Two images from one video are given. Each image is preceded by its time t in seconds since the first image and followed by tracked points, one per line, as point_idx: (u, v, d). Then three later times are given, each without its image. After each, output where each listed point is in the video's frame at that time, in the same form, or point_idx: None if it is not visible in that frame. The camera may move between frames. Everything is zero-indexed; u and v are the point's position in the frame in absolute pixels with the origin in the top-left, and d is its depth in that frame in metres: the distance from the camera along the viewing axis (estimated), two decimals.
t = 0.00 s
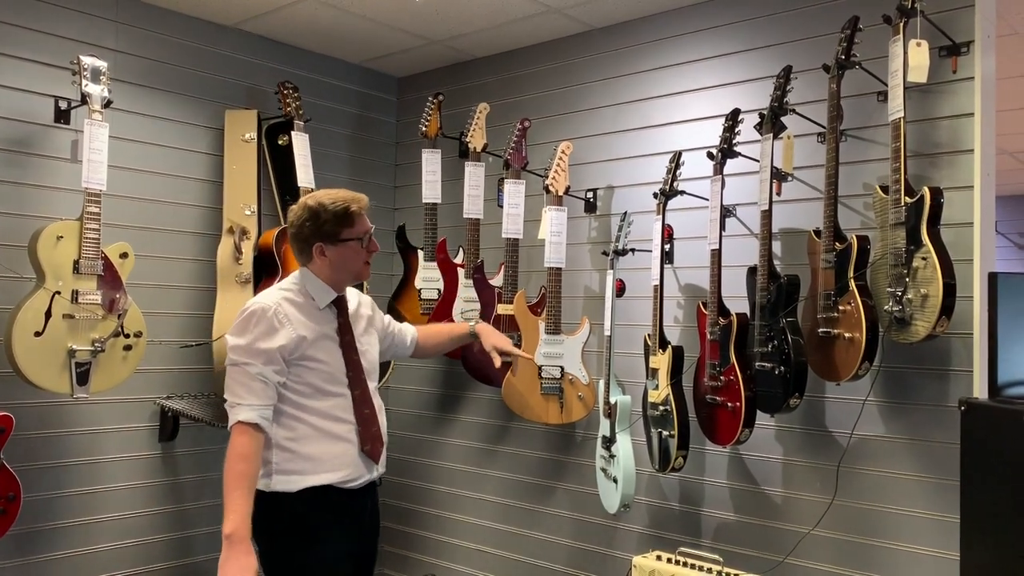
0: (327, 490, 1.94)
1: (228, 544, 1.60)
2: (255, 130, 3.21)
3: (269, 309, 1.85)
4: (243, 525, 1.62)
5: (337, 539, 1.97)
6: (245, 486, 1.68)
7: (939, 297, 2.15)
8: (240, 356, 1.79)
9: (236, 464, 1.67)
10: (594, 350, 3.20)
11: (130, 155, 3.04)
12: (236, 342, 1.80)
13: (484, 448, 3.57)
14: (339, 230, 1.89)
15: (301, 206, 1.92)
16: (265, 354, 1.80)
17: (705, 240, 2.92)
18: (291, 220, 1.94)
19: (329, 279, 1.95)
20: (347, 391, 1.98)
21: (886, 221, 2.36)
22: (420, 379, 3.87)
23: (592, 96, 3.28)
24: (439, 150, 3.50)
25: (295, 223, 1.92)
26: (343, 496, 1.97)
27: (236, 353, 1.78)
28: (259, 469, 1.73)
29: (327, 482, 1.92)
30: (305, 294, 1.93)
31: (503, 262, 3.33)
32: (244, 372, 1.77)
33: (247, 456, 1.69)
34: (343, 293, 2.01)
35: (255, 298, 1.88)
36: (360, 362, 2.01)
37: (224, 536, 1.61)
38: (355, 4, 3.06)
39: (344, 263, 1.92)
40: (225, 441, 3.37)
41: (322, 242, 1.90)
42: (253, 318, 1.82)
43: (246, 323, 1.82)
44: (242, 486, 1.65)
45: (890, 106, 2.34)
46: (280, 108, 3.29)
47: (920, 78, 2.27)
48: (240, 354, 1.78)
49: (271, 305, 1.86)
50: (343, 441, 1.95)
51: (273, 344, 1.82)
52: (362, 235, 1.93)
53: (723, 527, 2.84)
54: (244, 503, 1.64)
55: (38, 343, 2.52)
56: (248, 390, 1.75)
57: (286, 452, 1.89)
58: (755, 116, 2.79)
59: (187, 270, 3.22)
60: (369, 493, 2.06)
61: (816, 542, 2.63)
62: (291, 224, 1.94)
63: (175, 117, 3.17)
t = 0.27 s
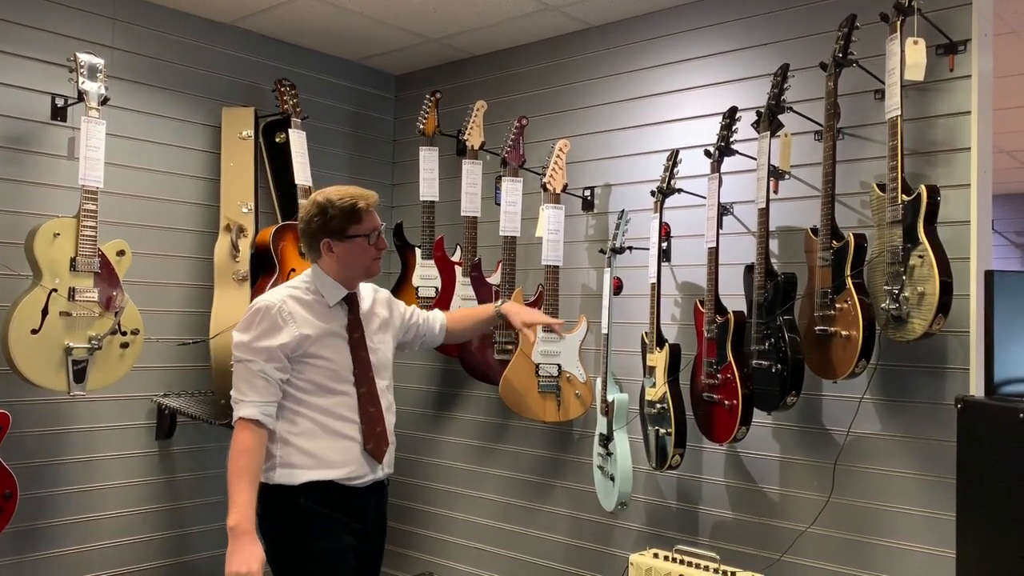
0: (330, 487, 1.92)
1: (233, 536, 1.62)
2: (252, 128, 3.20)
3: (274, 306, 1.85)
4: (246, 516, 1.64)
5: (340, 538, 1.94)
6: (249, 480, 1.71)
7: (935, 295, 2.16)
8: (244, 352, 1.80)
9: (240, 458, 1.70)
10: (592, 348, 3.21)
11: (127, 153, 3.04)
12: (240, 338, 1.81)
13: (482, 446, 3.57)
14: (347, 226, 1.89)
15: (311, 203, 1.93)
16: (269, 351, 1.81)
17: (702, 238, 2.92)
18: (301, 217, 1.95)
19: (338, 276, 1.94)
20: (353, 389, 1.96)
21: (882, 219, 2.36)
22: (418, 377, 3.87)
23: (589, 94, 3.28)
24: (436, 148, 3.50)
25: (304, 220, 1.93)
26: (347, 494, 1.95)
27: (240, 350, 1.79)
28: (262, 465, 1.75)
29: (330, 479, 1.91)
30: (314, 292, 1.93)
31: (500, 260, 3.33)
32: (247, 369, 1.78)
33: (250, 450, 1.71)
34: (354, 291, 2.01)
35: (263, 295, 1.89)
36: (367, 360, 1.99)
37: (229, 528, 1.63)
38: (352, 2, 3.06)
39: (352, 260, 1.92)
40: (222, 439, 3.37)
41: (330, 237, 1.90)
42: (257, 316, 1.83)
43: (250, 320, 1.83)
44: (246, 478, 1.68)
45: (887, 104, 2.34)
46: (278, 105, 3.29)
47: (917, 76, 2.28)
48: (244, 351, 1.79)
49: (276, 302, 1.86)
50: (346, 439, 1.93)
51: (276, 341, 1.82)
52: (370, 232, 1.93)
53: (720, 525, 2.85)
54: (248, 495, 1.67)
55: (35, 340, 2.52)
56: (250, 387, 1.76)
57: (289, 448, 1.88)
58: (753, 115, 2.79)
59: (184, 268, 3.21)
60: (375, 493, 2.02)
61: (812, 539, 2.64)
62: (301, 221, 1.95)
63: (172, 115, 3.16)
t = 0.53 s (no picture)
0: (340, 489, 1.90)
1: (218, 545, 1.65)
2: (251, 126, 3.21)
3: (275, 311, 1.84)
4: (233, 527, 1.66)
5: (349, 540, 1.93)
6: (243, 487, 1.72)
7: (932, 294, 2.16)
8: (245, 358, 1.80)
9: (235, 466, 1.72)
10: (589, 347, 3.21)
11: (125, 150, 3.03)
12: (242, 344, 1.81)
13: (480, 445, 3.57)
14: (350, 226, 1.86)
15: (313, 202, 1.90)
16: (269, 356, 1.80)
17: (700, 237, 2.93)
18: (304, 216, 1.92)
19: (343, 276, 1.92)
20: (360, 391, 1.94)
21: (880, 218, 2.36)
22: (416, 375, 3.87)
23: (588, 93, 3.28)
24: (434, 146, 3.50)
25: (307, 219, 1.91)
26: (356, 496, 1.93)
27: (241, 356, 1.80)
28: (261, 472, 1.76)
29: (339, 482, 1.89)
30: (319, 294, 1.92)
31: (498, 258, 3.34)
32: (248, 374, 1.78)
33: (245, 458, 1.73)
34: (360, 291, 1.98)
35: (266, 298, 1.88)
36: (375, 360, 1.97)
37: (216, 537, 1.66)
38: None
39: (356, 261, 1.89)
40: (220, 437, 3.37)
41: (333, 238, 1.87)
42: (259, 321, 1.83)
43: (252, 326, 1.83)
44: (236, 488, 1.69)
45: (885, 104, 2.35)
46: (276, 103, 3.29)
47: (915, 76, 2.28)
48: (245, 356, 1.78)
49: (277, 306, 1.85)
50: (354, 441, 1.92)
51: (277, 346, 1.82)
52: (374, 231, 1.89)
53: (718, 524, 2.85)
54: (238, 504, 1.68)
55: (32, 338, 2.52)
56: (250, 392, 1.77)
57: (297, 450, 1.88)
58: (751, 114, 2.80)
59: (182, 266, 3.21)
60: (386, 494, 2.00)
61: (809, 537, 2.64)
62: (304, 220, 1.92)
63: (170, 113, 3.16)
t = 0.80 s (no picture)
0: (359, 489, 1.85)
1: (215, 561, 1.63)
2: (248, 125, 3.20)
3: (278, 317, 1.81)
4: (232, 540, 1.64)
5: (367, 544, 1.87)
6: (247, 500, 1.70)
7: (929, 295, 2.16)
8: (251, 367, 1.78)
9: (239, 479, 1.70)
10: (587, 348, 3.21)
11: (123, 149, 3.03)
12: (247, 353, 1.80)
13: (478, 445, 3.58)
14: (344, 223, 1.84)
15: (304, 203, 1.87)
16: (275, 363, 1.78)
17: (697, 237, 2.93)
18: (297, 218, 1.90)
19: (345, 275, 1.89)
20: (374, 390, 1.90)
21: (877, 219, 2.37)
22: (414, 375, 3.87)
23: (586, 93, 3.28)
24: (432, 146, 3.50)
25: (301, 221, 1.88)
26: (375, 498, 1.87)
27: (246, 365, 1.78)
28: (267, 483, 1.73)
29: (360, 482, 1.84)
30: (323, 294, 1.89)
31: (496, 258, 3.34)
32: (254, 383, 1.77)
33: (249, 469, 1.71)
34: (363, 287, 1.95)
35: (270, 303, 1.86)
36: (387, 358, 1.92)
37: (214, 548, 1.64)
38: None
39: (353, 257, 1.86)
40: (218, 436, 3.37)
41: (328, 237, 1.85)
42: (261, 328, 1.80)
43: (256, 333, 1.81)
44: (238, 500, 1.67)
45: (883, 105, 2.35)
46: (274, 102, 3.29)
47: (912, 77, 2.29)
48: (251, 364, 1.77)
49: (280, 311, 1.82)
50: (372, 440, 1.87)
51: (281, 353, 1.80)
52: (369, 226, 1.86)
53: (714, 524, 2.85)
54: (238, 516, 1.66)
55: (29, 337, 2.52)
56: (255, 401, 1.76)
57: (314, 453, 1.84)
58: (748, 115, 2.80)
59: (180, 265, 3.21)
60: (406, 496, 1.94)
61: (806, 538, 2.65)
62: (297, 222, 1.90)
63: (168, 112, 3.16)
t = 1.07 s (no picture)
0: (362, 497, 1.76)
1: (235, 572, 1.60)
2: (245, 127, 3.21)
3: (277, 324, 1.73)
4: (251, 554, 1.59)
5: (370, 556, 1.77)
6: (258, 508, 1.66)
7: (923, 299, 2.17)
8: (251, 375, 1.71)
9: (250, 489, 1.64)
10: (582, 350, 3.21)
11: (119, 151, 3.03)
12: (247, 362, 1.72)
13: (473, 447, 3.58)
14: (345, 227, 1.75)
15: (303, 206, 1.79)
16: (276, 371, 1.71)
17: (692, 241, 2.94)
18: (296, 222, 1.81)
19: (346, 280, 1.81)
20: (378, 396, 1.81)
21: (872, 223, 2.38)
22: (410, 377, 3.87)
23: (583, 96, 3.28)
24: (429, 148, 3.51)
25: (299, 225, 1.80)
26: (380, 506, 1.78)
27: (247, 373, 1.70)
28: (279, 492, 1.68)
29: (364, 491, 1.76)
30: (324, 300, 1.81)
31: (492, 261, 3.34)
32: (256, 392, 1.70)
33: (258, 480, 1.65)
34: (365, 293, 1.87)
35: (270, 309, 1.78)
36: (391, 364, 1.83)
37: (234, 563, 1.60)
38: (346, 2, 3.06)
39: (355, 262, 1.78)
40: (213, 438, 3.37)
41: (329, 241, 1.76)
42: (261, 335, 1.72)
43: (256, 341, 1.73)
44: (252, 513, 1.62)
45: (877, 110, 2.36)
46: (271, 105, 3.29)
47: (906, 82, 2.30)
48: (251, 373, 1.69)
49: (280, 318, 1.74)
50: (376, 448, 1.78)
51: (282, 360, 1.72)
52: (371, 229, 1.78)
53: (709, 527, 2.86)
54: (255, 530, 1.62)
55: (24, 338, 2.51)
56: (260, 411, 1.69)
57: (317, 461, 1.76)
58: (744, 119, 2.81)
59: (175, 267, 3.21)
60: (413, 506, 1.83)
61: (800, 541, 2.65)
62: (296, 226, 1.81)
63: (164, 114, 3.16)
